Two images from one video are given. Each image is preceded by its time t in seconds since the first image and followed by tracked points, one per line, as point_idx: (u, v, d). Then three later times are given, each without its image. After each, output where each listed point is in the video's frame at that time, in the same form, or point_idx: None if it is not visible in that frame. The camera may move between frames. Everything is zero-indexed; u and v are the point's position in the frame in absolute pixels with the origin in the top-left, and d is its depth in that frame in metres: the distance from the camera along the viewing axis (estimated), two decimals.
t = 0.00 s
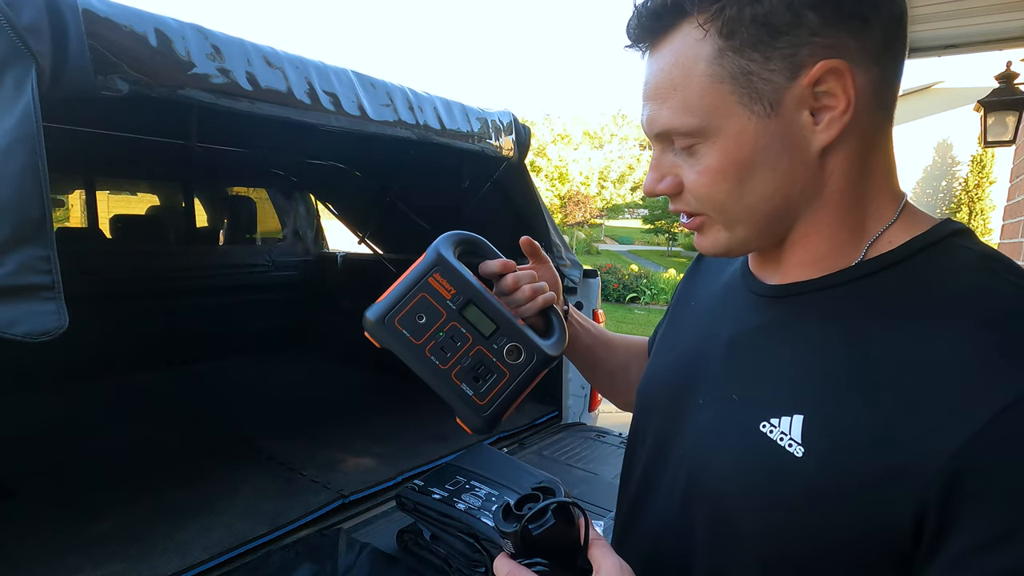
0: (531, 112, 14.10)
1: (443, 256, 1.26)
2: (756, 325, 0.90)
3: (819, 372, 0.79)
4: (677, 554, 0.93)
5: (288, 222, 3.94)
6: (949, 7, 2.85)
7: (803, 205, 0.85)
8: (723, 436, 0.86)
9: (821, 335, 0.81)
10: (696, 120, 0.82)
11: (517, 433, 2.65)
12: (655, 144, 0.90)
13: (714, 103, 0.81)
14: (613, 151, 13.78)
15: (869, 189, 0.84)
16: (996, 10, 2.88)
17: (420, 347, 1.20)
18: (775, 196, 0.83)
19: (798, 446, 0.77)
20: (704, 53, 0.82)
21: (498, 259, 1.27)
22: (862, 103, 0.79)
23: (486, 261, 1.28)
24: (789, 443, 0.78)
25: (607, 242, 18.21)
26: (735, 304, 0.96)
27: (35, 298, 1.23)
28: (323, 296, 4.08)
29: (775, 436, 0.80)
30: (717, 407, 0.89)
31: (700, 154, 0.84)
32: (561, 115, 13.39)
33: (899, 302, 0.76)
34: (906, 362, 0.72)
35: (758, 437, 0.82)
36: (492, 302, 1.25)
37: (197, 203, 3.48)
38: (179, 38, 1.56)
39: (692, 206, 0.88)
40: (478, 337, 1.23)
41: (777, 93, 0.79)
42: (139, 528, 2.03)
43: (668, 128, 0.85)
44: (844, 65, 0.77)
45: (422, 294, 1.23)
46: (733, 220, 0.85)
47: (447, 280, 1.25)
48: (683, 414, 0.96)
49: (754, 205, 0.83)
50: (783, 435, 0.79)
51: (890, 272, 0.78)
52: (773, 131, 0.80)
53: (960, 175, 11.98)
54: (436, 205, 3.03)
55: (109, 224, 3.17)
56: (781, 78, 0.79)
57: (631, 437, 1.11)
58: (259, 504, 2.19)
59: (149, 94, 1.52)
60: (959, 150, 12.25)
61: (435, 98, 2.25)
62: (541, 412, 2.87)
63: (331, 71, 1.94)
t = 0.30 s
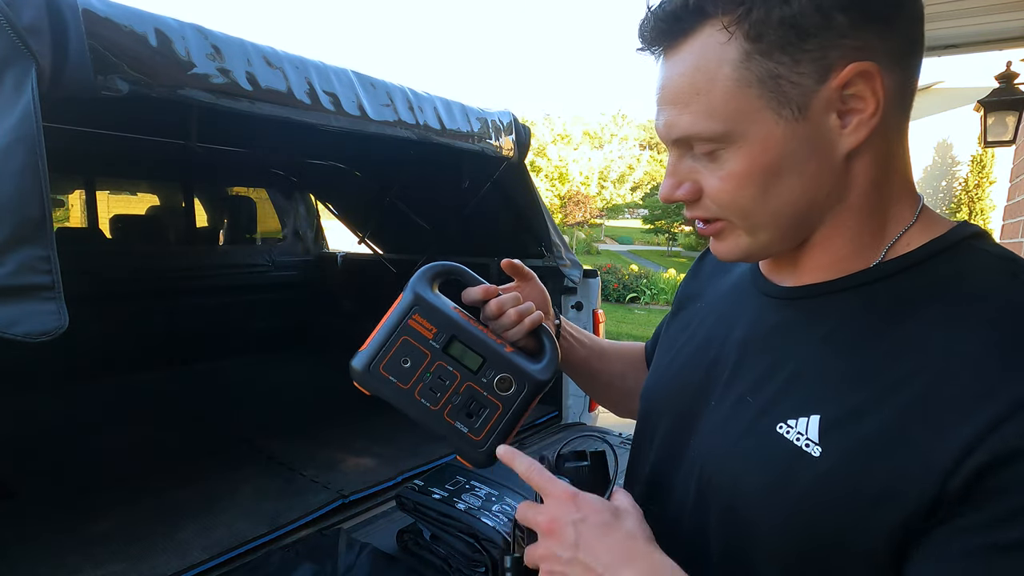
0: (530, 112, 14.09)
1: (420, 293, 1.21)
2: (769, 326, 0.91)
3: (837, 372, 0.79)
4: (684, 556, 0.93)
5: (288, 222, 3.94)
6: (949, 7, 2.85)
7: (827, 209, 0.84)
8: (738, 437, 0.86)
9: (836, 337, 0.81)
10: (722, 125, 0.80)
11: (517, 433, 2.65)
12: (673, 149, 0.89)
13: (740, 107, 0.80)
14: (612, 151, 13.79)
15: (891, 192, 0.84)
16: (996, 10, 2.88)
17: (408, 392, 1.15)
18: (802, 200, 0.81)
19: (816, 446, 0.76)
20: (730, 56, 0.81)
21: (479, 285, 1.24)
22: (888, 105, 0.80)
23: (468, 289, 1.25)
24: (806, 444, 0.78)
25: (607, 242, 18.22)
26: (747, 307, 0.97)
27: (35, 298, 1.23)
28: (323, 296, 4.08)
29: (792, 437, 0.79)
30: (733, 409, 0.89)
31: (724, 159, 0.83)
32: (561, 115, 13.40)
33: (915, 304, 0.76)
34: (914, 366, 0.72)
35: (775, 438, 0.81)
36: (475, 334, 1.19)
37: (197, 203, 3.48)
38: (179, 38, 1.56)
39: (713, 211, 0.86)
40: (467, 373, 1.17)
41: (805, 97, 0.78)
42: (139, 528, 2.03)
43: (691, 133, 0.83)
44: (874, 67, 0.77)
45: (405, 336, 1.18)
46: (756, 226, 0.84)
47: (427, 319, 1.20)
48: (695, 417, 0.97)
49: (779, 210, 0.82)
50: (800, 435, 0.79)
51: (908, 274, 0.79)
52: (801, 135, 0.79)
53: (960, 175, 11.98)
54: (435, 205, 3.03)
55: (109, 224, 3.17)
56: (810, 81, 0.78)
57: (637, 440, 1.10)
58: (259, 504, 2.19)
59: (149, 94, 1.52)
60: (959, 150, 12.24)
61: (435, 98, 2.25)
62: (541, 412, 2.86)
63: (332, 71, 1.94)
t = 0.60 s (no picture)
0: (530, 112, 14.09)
1: (419, 284, 1.24)
2: (774, 321, 0.91)
3: (835, 365, 0.79)
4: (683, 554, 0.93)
5: (288, 222, 3.94)
6: (949, 8, 2.85)
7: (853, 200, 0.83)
8: (739, 430, 0.86)
9: (837, 331, 0.81)
10: (757, 105, 0.79)
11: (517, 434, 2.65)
12: (696, 135, 0.86)
13: (781, 85, 0.78)
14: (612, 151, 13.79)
15: (909, 187, 0.84)
16: (996, 10, 2.88)
17: (410, 383, 1.18)
18: (829, 188, 0.80)
19: (809, 436, 0.77)
20: (771, 32, 0.79)
21: (482, 274, 1.27)
22: (919, 95, 0.79)
23: (471, 279, 1.28)
24: (800, 433, 0.78)
25: (607, 242, 18.21)
26: (755, 303, 0.98)
27: (35, 299, 1.23)
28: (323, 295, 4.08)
29: (786, 427, 0.80)
30: (736, 403, 0.89)
31: (754, 142, 0.80)
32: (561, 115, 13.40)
33: (919, 300, 0.76)
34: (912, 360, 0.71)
35: (770, 429, 0.82)
36: (480, 324, 1.21)
37: (197, 203, 3.48)
38: (179, 38, 1.56)
39: (738, 199, 0.84)
40: (470, 363, 1.19)
41: (845, 78, 0.77)
42: (139, 528, 2.03)
43: (724, 113, 0.81)
44: (912, 53, 0.77)
45: (403, 326, 1.22)
46: (782, 213, 0.82)
47: (427, 308, 1.23)
48: (698, 413, 0.97)
49: (809, 196, 0.80)
50: (794, 425, 0.79)
51: (918, 270, 0.78)
52: (835, 119, 0.78)
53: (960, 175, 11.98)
54: (436, 205, 3.03)
55: (109, 223, 3.17)
56: (851, 62, 0.77)
57: (640, 439, 1.11)
58: (258, 504, 2.19)
59: (149, 94, 1.52)
60: (959, 150, 12.24)
61: (435, 98, 2.25)
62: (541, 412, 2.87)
63: (332, 71, 1.94)
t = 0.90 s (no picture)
0: (530, 113, 14.10)
1: (444, 228, 1.16)
2: (779, 317, 0.91)
3: (847, 355, 0.78)
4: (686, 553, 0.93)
5: (288, 222, 3.94)
6: (949, 7, 2.85)
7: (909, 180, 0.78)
8: (752, 424, 0.86)
9: (845, 323, 0.81)
10: (861, 59, 0.70)
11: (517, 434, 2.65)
12: (780, 96, 0.74)
13: (882, 39, 0.70)
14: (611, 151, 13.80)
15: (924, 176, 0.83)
16: (996, 10, 2.88)
17: (427, 333, 1.10)
18: (914, 161, 0.74)
19: (825, 427, 0.76)
20: None
21: (509, 232, 1.25)
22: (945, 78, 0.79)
23: (497, 236, 1.26)
24: (816, 425, 0.77)
25: (607, 242, 18.23)
26: (757, 299, 0.98)
27: (36, 298, 1.23)
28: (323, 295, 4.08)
29: (803, 420, 0.79)
30: (746, 400, 0.89)
31: (856, 99, 0.71)
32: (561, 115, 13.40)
33: (925, 290, 0.75)
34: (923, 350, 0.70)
35: (786, 422, 0.81)
36: (505, 277, 1.13)
37: (197, 203, 3.48)
38: (179, 38, 1.56)
39: (835, 168, 0.72)
40: (493, 318, 1.12)
41: (919, 45, 0.73)
42: (139, 528, 2.03)
43: (825, 66, 0.71)
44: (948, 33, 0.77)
45: (425, 272, 1.14)
46: (881, 183, 0.72)
47: (451, 255, 1.15)
48: (707, 410, 0.97)
49: (901, 165, 0.73)
50: (810, 417, 0.78)
51: (926, 260, 0.77)
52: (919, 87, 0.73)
53: (960, 175, 11.98)
54: (436, 204, 3.03)
55: (109, 224, 3.17)
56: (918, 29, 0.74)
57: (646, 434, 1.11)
58: (258, 504, 2.19)
59: (149, 94, 1.53)
60: (959, 150, 12.24)
61: (435, 98, 2.25)
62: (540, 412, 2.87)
63: (331, 71, 1.94)
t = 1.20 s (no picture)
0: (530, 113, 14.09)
1: (394, 291, 1.05)
2: (759, 314, 0.92)
3: (833, 350, 0.80)
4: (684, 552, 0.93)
5: (288, 222, 3.94)
6: (949, 7, 2.85)
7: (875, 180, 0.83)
8: (738, 422, 0.86)
9: (831, 320, 0.82)
10: (837, 59, 0.77)
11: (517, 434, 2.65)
12: (755, 95, 0.80)
13: (849, 44, 0.77)
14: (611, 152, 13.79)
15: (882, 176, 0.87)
16: (996, 10, 2.87)
17: (392, 406, 1.02)
18: (878, 158, 0.80)
19: (815, 420, 0.77)
20: None
21: (461, 275, 1.13)
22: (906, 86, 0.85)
23: (447, 280, 1.14)
24: (805, 418, 0.78)
25: (607, 242, 18.23)
26: (734, 299, 0.98)
27: (35, 299, 1.23)
28: (323, 295, 4.08)
29: (791, 413, 0.80)
30: (729, 399, 0.89)
31: (825, 100, 0.77)
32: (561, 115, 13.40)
33: (904, 285, 0.78)
34: (906, 344, 0.72)
35: (774, 417, 0.82)
36: (465, 332, 1.05)
37: (197, 203, 3.48)
38: (179, 38, 1.56)
39: (804, 164, 0.78)
40: (458, 377, 1.05)
41: (880, 53, 0.80)
42: (139, 528, 2.03)
43: (799, 66, 0.77)
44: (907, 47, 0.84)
45: (380, 342, 1.04)
46: (846, 179, 0.78)
47: (405, 319, 1.05)
48: (691, 412, 0.97)
49: (865, 163, 0.78)
50: (799, 411, 0.79)
51: (889, 257, 0.81)
52: (881, 92, 0.79)
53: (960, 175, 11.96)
54: (436, 204, 3.03)
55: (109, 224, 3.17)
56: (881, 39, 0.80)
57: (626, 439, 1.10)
58: (258, 504, 2.19)
59: (149, 94, 1.53)
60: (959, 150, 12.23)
61: (435, 98, 2.25)
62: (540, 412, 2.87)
63: (331, 71, 1.94)
